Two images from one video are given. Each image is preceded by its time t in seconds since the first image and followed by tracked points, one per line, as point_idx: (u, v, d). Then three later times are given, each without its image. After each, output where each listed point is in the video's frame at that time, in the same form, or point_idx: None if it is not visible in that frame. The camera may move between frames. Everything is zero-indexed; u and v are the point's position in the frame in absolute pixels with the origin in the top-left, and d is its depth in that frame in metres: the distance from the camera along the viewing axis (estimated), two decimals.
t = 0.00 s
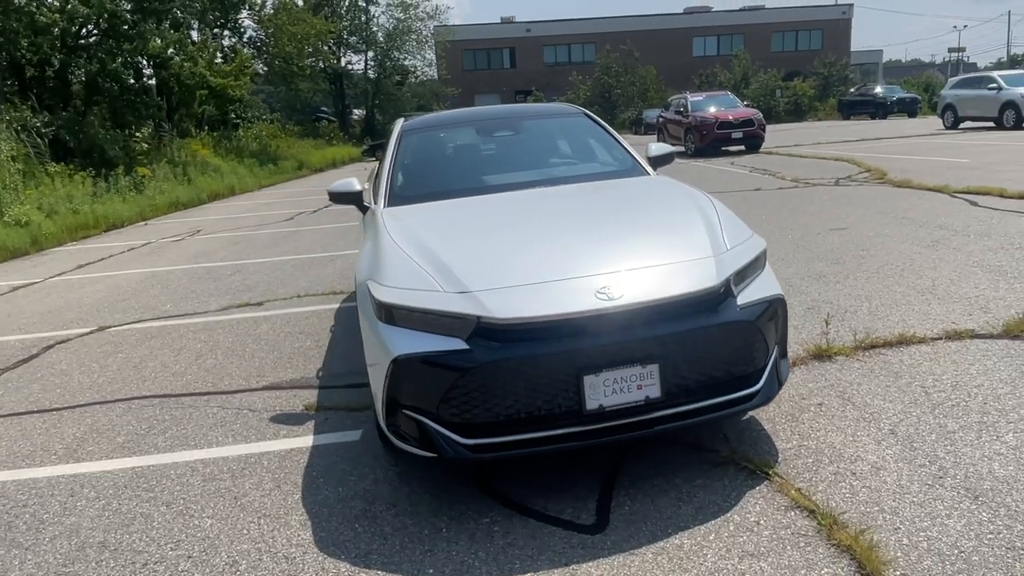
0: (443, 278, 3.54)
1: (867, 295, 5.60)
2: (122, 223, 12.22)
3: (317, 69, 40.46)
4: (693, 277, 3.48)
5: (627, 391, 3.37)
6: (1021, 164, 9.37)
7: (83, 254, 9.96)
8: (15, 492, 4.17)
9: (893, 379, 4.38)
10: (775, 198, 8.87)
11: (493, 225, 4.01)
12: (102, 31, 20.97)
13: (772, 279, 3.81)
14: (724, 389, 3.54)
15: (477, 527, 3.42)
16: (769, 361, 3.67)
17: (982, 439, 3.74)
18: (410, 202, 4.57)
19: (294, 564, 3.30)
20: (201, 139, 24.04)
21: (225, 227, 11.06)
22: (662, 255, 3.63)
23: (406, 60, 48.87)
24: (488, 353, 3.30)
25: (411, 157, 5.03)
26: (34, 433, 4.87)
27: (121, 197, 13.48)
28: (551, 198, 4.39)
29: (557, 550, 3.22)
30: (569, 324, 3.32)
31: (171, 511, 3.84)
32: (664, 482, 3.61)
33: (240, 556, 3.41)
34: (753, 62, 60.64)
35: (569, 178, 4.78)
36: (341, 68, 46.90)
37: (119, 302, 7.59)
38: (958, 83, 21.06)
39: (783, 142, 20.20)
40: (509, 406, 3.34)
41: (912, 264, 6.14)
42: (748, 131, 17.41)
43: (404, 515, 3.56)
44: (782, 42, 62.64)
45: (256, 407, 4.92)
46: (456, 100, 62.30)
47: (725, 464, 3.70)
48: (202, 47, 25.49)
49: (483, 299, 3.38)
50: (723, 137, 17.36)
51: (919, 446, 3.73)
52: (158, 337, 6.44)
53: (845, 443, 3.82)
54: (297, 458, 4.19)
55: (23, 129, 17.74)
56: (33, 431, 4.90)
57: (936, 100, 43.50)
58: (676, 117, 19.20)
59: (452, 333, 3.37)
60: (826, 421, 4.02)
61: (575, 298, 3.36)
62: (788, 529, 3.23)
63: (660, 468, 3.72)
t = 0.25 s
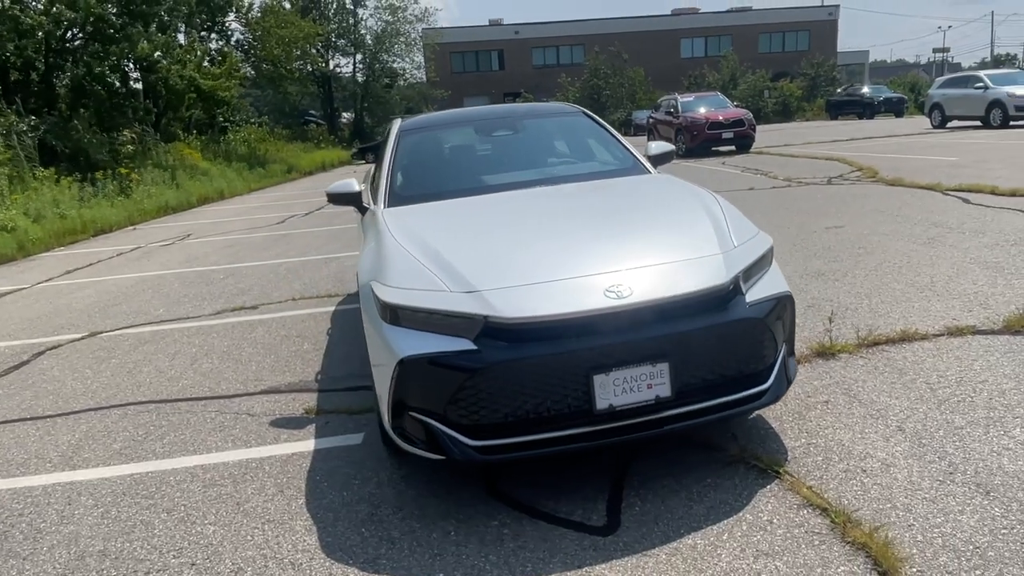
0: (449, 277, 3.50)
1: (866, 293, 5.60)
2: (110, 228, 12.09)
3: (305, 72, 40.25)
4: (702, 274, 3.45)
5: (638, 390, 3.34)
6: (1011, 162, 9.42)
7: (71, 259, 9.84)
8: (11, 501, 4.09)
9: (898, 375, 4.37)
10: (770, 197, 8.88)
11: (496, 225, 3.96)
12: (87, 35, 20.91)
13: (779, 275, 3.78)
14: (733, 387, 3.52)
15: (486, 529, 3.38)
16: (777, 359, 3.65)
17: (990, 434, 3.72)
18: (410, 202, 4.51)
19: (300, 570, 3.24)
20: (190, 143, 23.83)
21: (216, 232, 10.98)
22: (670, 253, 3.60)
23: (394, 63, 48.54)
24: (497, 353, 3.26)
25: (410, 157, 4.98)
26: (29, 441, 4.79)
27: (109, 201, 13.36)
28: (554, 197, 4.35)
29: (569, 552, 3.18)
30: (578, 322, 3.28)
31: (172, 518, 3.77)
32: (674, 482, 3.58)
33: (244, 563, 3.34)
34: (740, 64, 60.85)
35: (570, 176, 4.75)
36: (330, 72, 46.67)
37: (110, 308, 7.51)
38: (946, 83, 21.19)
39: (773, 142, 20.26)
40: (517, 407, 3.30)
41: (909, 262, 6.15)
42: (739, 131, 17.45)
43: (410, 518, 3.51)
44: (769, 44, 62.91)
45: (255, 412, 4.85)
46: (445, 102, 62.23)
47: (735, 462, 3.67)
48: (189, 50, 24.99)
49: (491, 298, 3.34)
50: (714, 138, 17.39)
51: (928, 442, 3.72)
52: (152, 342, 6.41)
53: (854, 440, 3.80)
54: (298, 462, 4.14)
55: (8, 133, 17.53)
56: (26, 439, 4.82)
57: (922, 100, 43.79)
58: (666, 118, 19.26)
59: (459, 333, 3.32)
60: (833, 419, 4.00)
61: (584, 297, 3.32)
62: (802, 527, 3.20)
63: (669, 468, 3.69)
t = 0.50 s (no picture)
0: (457, 277, 3.44)
1: (866, 291, 5.59)
2: (96, 232, 11.93)
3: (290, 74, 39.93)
4: (713, 272, 3.42)
5: (650, 390, 3.29)
6: (1000, 159, 9.48)
7: (58, 263, 9.70)
8: (6, 510, 3.99)
9: (903, 372, 4.36)
10: (763, 196, 8.89)
11: (501, 224, 3.91)
12: (72, 38, 20.93)
13: (788, 273, 3.75)
14: (744, 387, 3.48)
15: (497, 533, 3.32)
16: (787, 357, 3.62)
17: (1000, 431, 3.72)
18: (412, 202, 4.45)
19: None
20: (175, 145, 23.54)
21: (204, 236, 10.86)
22: (679, 251, 3.56)
23: (381, 64, 47.45)
24: (508, 354, 3.20)
25: (410, 157, 4.91)
26: (22, 449, 4.70)
27: (94, 205, 13.19)
28: (558, 196, 4.31)
29: (583, 555, 3.13)
30: (590, 322, 3.23)
31: (173, 526, 3.69)
32: (685, 482, 3.54)
33: (250, 571, 3.27)
34: (726, 64, 61.04)
35: (572, 175, 4.70)
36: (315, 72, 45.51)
37: (99, 313, 7.41)
38: (931, 82, 21.34)
39: (760, 142, 20.34)
40: (528, 408, 3.25)
41: (906, 259, 6.16)
42: (727, 131, 17.49)
43: (419, 523, 3.45)
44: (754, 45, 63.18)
45: (253, 416, 4.78)
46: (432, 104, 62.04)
47: (746, 462, 3.64)
48: (173, 52, 24.54)
49: (500, 298, 3.29)
50: (703, 138, 17.42)
51: (938, 439, 3.70)
52: (145, 346, 6.37)
53: (863, 438, 3.78)
54: (301, 467, 4.07)
55: None
56: (19, 447, 4.72)
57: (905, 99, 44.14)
58: (655, 119, 19.31)
59: (469, 334, 3.27)
60: (842, 417, 3.98)
61: (596, 296, 3.27)
62: (818, 527, 3.17)
63: (679, 468, 3.65)
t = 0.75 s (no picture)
0: (458, 281, 3.43)
1: (858, 292, 5.64)
2: (81, 235, 11.82)
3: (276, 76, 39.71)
4: (715, 275, 3.43)
5: (653, 393, 3.29)
6: (984, 161, 9.59)
7: (43, 268, 9.61)
8: None
9: (898, 373, 4.40)
10: (752, 198, 8.94)
11: (501, 227, 3.90)
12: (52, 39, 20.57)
13: (787, 275, 3.77)
14: (745, 389, 3.49)
15: (500, 538, 3.31)
16: (787, 360, 3.63)
17: (996, 430, 3.75)
18: (410, 205, 4.44)
19: None
20: (159, 148, 23.33)
21: (191, 239, 10.80)
22: (680, 254, 3.57)
23: (367, 66, 46.59)
24: (512, 358, 3.19)
25: (407, 160, 4.90)
26: (13, 456, 4.64)
27: (78, 208, 13.07)
28: (556, 199, 4.30)
29: (588, 559, 3.13)
30: (594, 325, 3.23)
31: (171, 534, 3.66)
32: (687, 485, 3.54)
33: None
34: (711, 67, 61.32)
35: (570, 178, 4.70)
36: (301, 74, 45.18)
37: (86, 319, 7.34)
38: (914, 85, 21.55)
39: (746, 144, 20.46)
40: (532, 412, 3.24)
41: (896, 260, 6.22)
42: (714, 134, 17.59)
43: (421, 528, 3.43)
44: (738, 48, 63.52)
45: (249, 422, 4.74)
46: (417, 107, 61.93)
47: (747, 464, 3.65)
48: (158, 54, 24.32)
49: (503, 302, 3.27)
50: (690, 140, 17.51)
51: (936, 439, 3.73)
52: (134, 351, 6.31)
53: (862, 439, 3.81)
54: (299, 473, 4.04)
55: None
56: (10, 454, 4.66)
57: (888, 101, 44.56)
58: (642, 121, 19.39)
59: (472, 338, 3.26)
60: (839, 418, 4.00)
61: (599, 298, 3.27)
62: (820, 528, 3.19)
63: (681, 470, 3.66)
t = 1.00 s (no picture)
0: (451, 282, 3.42)
1: (844, 292, 5.67)
2: (61, 236, 11.68)
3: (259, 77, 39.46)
4: (707, 275, 3.44)
5: (646, 392, 3.30)
6: (965, 163, 9.69)
7: (23, 269, 9.49)
8: None
9: (885, 372, 4.43)
10: (738, 199, 8.99)
11: (493, 228, 3.90)
12: (31, 38, 20.29)
13: (777, 275, 3.79)
14: (737, 389, 3.51)
15: (493, 539, 3.30)
16: (778, 359, 3.65)
17: (983, 428, 3.79)
18: (401, 205, 4.42)
19: None
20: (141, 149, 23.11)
21: (173, 241, 10.70)
22: (671, 254, 3.58)
23: (351, 66, 46.65)
24: (506, 358, 3.19)
25: (396, 160, 4.88)
26: None
27: (58, 209, 12.92)
28: (546, 200, 4.30)
29: (582, 559, 3.13)
30: (587, 324, 3.23)
31: (159, 538, 3.61)
32: (679, 484, 3.55)
33: None
34: (695, 69, 61.57)
35: (560, 178, 4.71)
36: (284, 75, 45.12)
37: (68, 322, 7.25)
38: (895, 87, 21.75)
39: (730, 146, 20.57)
40: (525, 412, 3.24)
41: (881, 260, 6.27)
42: (699, 135, 17.67)
43: (414, 530, 3.41)
44: (721, 50, 63.83)
45: (236, 424, 4.70)
46: (402, 107, 61.79)
47: (738, 463, 3.66)
48: (139, 54, 24.04)
49: (496, 303, 3.27)
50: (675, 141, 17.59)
51: (924, 437, 3.77)
52: (118, 354, 6.23)
53: (851, 437, 3.83)
54: (289, 476, 4.00)
55: None
56: None
57: (868, 104, 45.00)
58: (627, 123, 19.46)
59: (465, 339, 3.25)
60: (829, 416, 4.03)
61: (592, 298, 3.27)
62: (813, 526, 3.20)
63: (673, 469, 3.67)
